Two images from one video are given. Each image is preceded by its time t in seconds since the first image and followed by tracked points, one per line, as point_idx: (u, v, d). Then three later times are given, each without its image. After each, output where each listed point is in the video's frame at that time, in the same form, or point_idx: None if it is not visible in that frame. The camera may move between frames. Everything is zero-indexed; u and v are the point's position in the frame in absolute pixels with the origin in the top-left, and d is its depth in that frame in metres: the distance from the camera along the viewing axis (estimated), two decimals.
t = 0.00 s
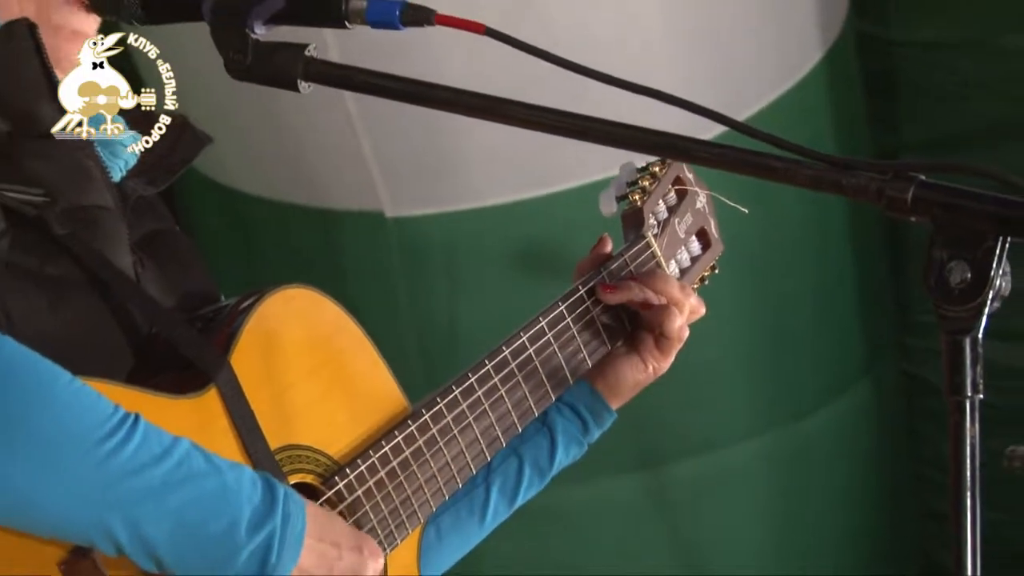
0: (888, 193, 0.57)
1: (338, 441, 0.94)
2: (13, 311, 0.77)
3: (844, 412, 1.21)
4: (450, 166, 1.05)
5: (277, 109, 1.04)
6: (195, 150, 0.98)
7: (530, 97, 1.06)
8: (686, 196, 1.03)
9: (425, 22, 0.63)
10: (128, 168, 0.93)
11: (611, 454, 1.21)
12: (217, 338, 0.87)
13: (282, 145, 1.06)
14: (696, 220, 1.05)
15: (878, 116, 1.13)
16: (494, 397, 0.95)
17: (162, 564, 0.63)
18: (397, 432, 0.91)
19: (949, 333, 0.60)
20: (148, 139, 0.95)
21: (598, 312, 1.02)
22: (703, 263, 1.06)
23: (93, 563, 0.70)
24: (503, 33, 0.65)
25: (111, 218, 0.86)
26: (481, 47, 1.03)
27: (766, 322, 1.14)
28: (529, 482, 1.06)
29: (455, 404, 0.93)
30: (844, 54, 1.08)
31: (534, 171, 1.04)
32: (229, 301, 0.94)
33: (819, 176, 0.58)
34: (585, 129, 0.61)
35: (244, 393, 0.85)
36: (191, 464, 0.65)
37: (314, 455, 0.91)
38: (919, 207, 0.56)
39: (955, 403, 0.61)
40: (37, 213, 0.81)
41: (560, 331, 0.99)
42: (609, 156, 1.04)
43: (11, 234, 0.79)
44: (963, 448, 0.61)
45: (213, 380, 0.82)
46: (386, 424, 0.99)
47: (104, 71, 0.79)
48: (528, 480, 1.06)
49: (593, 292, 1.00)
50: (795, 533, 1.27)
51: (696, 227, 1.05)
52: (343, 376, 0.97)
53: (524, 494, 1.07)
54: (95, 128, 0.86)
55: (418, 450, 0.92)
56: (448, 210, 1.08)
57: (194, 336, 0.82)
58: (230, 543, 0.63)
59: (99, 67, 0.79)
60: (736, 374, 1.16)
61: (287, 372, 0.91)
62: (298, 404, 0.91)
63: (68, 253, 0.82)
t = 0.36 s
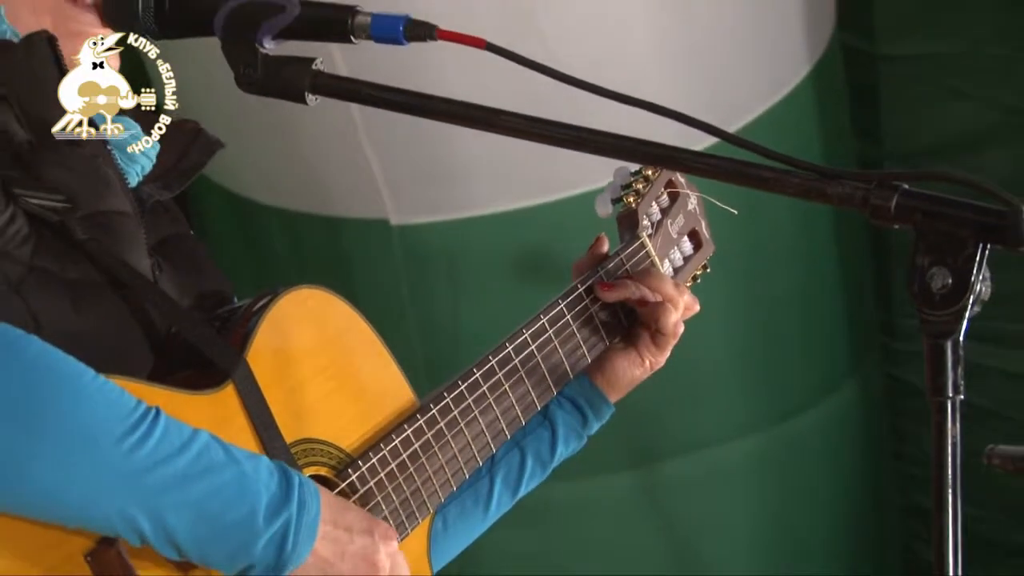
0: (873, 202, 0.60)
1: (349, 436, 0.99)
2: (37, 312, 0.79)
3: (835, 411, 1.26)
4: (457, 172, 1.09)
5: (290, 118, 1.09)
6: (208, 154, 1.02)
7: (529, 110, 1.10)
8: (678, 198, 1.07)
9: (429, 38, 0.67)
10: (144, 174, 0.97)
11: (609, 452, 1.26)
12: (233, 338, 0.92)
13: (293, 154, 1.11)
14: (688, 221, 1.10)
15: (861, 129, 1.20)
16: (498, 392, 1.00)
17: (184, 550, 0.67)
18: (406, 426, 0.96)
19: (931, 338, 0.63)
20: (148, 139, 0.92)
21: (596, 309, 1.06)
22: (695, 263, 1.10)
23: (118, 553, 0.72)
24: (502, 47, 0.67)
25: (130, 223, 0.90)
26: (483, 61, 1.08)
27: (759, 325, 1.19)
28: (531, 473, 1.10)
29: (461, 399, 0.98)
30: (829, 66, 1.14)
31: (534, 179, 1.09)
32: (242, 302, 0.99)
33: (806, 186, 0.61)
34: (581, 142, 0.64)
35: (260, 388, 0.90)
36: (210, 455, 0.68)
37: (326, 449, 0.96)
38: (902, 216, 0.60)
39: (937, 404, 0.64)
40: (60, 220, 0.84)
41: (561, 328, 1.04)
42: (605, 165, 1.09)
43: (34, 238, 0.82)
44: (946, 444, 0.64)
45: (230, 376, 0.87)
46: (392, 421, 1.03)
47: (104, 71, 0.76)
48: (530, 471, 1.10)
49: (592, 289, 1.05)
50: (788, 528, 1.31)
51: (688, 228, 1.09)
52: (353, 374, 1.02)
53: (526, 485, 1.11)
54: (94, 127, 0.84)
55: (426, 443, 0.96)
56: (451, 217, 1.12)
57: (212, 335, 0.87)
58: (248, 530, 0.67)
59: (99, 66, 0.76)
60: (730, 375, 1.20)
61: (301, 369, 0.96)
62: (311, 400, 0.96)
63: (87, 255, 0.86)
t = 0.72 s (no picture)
0: (859, 210, 0.65)
1: (350, 437, 1.03)
2: (50, 318, 0.81)
3: (824, 411, 1.31)
4: (460, 184, 1.13)
5: (299, 130, 1.13)
6: (218, 169, 1.06)
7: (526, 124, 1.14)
8: (674, 211, 1.12)
9: (431, 54, 0.71)
10: (156, 187, 0.99)
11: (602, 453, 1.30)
12: (239, 343, 0.95)
13: (301, 164, 1.15)
14: (684, 233, 1.14)
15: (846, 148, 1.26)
16: (497, 396, 1.04)
17: (188, 543, 0.71)
18: (407, 428, 0.99)
19: (915, 340, 0.67)
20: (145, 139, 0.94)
21: (592, 316, 1.11)
22: (690, 273, 1.15)
23: (125, 547, 0.73)
24: (502, 63, 0.71)
25: (141, 234, 0.92)
26: (484, 75, 1.12)
27: (748, 329, 1.23)
28: (530, 475, 1.15)
29: (460, 401, 1.02)
30: (817, 81, 1.19)
31: (532, 189, 1.13)
32: (249, 308, 1.02)
33: (796, 196, 0.66)
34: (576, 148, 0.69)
35: (267, 392, 0.94)
36: (212, 453, 0.72)
37: (330, 449, 1.00)
38: (888, 224, 0.64)
39: (920, 406, 0.67)
40: (73, 231, 0.85)
41: (558, 333, 1.08)
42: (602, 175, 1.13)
43: (48, 247, 0.83)
44: (928, 444, 0.66)
45: (236, 379, 0.89)
46: (392, 422, 1.08)
47: (104, 71, 0.81)
48: (530, 473, 1.15)
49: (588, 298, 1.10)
50: (776, 527, 1.35)
51: (683, 240, 1.14)
52: (354, 377, 1.06)
53: (526, 486, 1.15)
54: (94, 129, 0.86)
55: (426, 444, 0.99)
56: (452, 227, 1.16)
57: (219, 341, 0.90)
58: (249, 525, 0.71)
59: (99, 66, 0.81)
60: (722, 377, 1.24)
61: (306, 373, 0.99)
62: (315, 402, 1.00)
63: (99, 264, 0.87)
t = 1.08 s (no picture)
0: (843, 219, 0.68)
1: (343, 441, 1.00)
2: (51, 324, 0.83)
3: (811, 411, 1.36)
4: (462, 194, 1.18)
5: (309, 140, 1.17)
6: (223, 190, 1.06)
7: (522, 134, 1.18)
8: (653, 231, 1.11)
9: (432, 67, 0.75)
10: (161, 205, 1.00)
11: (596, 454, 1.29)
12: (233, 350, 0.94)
13: (310, 175, 1.20)
14: (662, 253, 1.13)
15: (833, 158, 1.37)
16: (497, 392, 1.05)
17: (182, 544, 0.75)
18: (396, 433, 0.98)
19: (900, 345, 0.70)
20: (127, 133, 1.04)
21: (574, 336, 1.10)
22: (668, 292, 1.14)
23: (123, 546, 0.78)
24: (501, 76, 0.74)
25: (143, 249, 0.92)
26: (484, 88, 1.17)
27: (739, 334, 1.27)
28: (545, 500, 1.15)
29: (461, 398, 1.02)
30: (803, 94, 1.27)
31: (530, 199, 1.18)
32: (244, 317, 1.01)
33: (785, 204, 0.70)
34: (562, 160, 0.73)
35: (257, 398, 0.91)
36: (205, 457, 0.76)
37: (322, 453, 0.97)
38: (873, 232, 0.67)
39: (903, 407, 0.70)
40: (76, 244, 0.86)
41: (559, 334, 1.09)
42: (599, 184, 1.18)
43: (49, 258, 0.85)
44: (912, 444, 0.70)
45: (230, 386, 0.88)
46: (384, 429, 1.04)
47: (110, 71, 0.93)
48: (544, 499, 1.15)
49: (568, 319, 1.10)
50: (767, 527, 1.38)
51: (662, 259, 1.13)
52: (346, 385, 1.02)
53: (540, 508, 1.15)
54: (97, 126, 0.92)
55: (416, 448, 0.99)
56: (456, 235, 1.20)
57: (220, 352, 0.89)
58: (241, 526, 0.75)
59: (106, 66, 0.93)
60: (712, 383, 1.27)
61: (296, 383, 0.96)
62: (307, 411, 0.97)
63: (100, 276, 0.88)
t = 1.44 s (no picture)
0: (830, 226, 0.70)
1: (347, 444, 1.01)
2: (66, 330, 0.86)
3: (800, 411, 1.42)
4: (462, 202, 1.22)
5: (316, 150, 1.21)
6: (229, 199, 1.06)
7: (521, 145, 1.23)
8: (643, 236, 1.16)
9: (434, 80, 0.78)
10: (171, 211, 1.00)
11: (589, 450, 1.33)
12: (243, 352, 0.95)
13: (317, 182, 1.24)
14: (651, 257, 1.18)
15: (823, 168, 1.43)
16: (494, 394, 1.08)
17: (195, 546, 0.76)
18: (396, 436, 1.00)
19: (885, 346, 0.71)
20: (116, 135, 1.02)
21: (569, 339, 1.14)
22: (656, 294, 1.19)
23: (136, 547, 0.79)
24: (501, 89, 0.78)
25: (153, 255, 0.94)
26: (484, 100, 1.21)
27: (731, 337, 1.31)
28: (537, 496, 1.19)
29: (460, 401, 1.05)
30: (793, 105, 1.33)
31: (527, 206, 1.22)
32: (254, 321, 1.03)
33: (772, 212, 0.72)
34: (566, 169, 0.76)
35: (266, 399, 0.92)
36: (217, 461, 0.77)
37: (327, 455, 0.98)
38: (858, 239, 0.70)
39: (890, 406, 0.70)
40: (90, 251, 0.89)
41: (555, 336, 1.13)
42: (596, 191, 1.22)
43: (65, 266, 0.88)
44: (896, 442, 0.70)
45: (239, 390, 0.90)
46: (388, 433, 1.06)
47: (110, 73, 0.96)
48: (536, 495, 1.19)
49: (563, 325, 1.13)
50: (758, 525, 1.43)
51: (651, 263, 1.18)
52: (350, 389, 1.04)
53: (532, 503, 1.20)
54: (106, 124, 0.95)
55: (416, 450, 1.01)
56: (457, 240, 1.25)
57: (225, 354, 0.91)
58: (251, 527, 0.76)
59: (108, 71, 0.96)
60: (705, 384, 1.32)
61: (302, 387, 0.98)
62: (313, 413, 0.98)
63: (113, 282, 0.91)
